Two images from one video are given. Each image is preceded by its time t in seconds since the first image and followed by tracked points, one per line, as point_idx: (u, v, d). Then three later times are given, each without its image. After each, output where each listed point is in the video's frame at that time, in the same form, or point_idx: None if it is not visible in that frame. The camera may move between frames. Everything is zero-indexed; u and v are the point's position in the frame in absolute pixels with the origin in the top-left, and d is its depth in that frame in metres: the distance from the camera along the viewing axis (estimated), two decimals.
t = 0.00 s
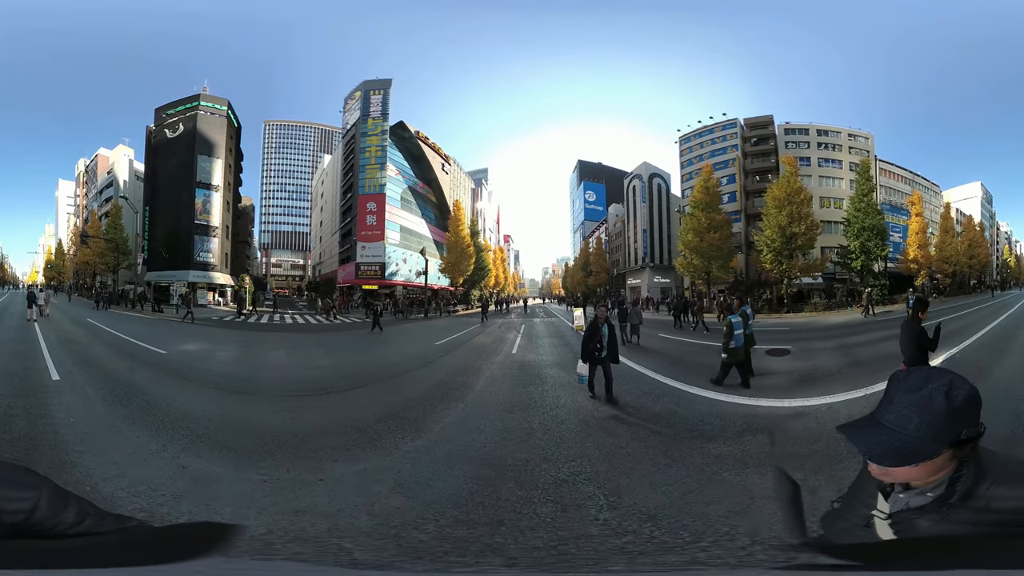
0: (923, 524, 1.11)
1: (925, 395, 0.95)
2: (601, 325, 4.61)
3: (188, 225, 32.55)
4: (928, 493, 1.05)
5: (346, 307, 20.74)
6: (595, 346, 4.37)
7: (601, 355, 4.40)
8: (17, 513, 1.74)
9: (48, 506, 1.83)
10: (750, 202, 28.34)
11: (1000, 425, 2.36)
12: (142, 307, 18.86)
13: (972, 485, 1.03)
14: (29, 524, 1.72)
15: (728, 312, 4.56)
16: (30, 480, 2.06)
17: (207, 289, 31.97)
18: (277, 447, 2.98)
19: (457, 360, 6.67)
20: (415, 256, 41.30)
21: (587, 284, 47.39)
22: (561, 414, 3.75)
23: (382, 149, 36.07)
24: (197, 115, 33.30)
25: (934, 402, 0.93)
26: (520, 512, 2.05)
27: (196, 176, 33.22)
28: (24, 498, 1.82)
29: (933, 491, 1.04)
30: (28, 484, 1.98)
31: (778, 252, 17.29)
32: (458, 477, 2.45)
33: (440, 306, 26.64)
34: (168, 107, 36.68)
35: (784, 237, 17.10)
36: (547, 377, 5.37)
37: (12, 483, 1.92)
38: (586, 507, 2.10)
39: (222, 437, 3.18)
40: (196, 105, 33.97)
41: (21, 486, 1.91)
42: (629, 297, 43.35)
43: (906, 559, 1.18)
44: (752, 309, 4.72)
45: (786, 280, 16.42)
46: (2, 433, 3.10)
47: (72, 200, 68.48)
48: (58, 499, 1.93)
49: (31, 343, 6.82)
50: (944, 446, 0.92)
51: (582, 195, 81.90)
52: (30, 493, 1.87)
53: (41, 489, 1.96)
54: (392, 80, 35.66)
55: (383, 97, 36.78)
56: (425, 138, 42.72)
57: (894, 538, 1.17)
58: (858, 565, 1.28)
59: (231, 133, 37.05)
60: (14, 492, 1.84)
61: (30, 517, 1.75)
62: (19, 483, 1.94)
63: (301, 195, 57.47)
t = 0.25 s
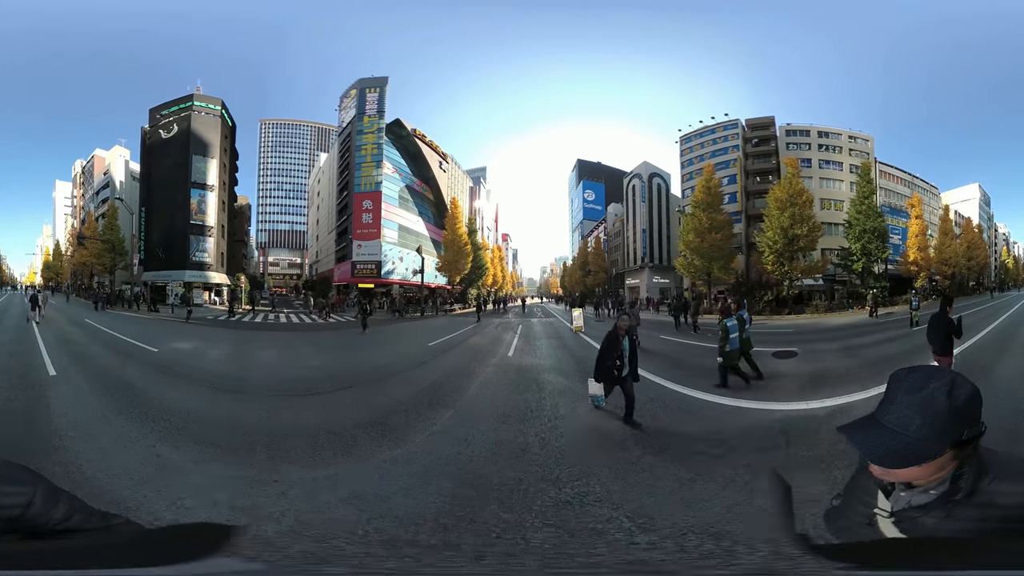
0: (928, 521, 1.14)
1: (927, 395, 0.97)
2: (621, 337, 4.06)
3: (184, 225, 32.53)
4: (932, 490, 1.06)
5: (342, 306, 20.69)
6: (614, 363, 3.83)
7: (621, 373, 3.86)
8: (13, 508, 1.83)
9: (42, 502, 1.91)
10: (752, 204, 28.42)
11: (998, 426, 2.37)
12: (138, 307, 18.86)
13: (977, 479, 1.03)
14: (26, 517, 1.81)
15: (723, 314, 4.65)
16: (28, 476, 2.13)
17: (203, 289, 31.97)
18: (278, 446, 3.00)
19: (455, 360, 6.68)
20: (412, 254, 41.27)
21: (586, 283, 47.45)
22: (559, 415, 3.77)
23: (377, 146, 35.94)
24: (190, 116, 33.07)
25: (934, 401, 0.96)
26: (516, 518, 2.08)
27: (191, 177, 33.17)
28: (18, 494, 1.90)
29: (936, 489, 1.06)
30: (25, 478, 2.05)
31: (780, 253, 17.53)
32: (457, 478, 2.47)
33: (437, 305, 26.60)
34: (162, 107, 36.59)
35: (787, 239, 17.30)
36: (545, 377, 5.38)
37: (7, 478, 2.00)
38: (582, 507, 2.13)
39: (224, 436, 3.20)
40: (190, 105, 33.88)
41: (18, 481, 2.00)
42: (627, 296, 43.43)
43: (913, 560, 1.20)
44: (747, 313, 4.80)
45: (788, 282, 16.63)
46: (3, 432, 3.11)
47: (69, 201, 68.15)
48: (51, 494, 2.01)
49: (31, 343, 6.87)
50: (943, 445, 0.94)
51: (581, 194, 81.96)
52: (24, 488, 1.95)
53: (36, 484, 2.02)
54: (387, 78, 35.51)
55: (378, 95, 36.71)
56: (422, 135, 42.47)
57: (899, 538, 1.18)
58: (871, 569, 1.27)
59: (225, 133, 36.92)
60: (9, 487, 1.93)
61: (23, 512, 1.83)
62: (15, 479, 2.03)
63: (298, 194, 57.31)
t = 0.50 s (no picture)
0: (910, 530, 1.11)
1: (934, 401, 0.96)
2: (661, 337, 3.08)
3: (180, 225, 32.54)
4: (925, 499, 1.06)
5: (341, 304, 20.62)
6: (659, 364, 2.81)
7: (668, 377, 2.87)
8: (26, 517, 1.61)
9: (57, 511, 1.70)
10: (756, 204, 28.32)
11: (993, 434, 2.33)
12: (136, 306, 18.87)
13: (976, 492, 1.03)
14: (37, 530, 1.61)
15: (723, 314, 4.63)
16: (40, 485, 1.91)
17: (199, 288, 31.97)
18: (275, 443, 2.98)
19: (454, 357, 6.67)
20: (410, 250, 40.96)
21: (586, 282, 47.35)
22: (559, 412, 3.72)
23: (376, 142, 35.75)
24: (184, 115, 33.06)
25: (942, 408, 0.94)
26: (519, 512, 2.04)
27: (187, 176, 33.17)
28: (35, 499, 1.68)
29: (930, 498, 1.06)
30: (38, 486, 1.82)
31: (785, 255, 17.44)
32: (458, 474, 2.44)
33: (436, 304, 26.46)
34: (157, 106, 36.50)
35: (792, 242, 17.07)
36: (543, 376, 5.34)
37: (21, 487, 1.76)
38: (581, 502, 2.11)
39: (222, 436, 3.16)
40: (184, 105, 33.77)
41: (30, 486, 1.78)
42: (628, 296, 43.37)
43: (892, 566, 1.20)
44: (746, 314, 4.81)
45: (792, 285, 17.07)
46: None
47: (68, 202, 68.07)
48: (67, 503, 1.80)
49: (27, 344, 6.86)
50: (947, 454, 0.94)
51: (581, 193, 81.78)
52: (40, 496, 1.72)
53: (51, 491, 1.82)
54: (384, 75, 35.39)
55: (375, 92, 36.63)
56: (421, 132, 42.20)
57: (875, 544, 1.20)
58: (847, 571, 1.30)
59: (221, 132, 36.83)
60: (22, 495, 1.67)
61: (40, 523, 1.62)
62: (29, 485, 1.81)
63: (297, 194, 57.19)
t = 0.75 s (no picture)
0: (917, 527, 1.12)
1: (928, 400, 0.97)
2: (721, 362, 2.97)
3: (176, 225, 32.64)
4: (927, 496, 1.06)
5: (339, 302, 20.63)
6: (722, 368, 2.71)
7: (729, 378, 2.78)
8: (24, 516, 1.70)
9: (56, 509, 1.78)
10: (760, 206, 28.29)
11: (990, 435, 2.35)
12: (133, 307, 18.97)
13: (975, 487, 1.03)
14: (34, 528, 1.69)
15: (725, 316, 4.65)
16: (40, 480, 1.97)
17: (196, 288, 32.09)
18: (277, 443, 3.01)
19: (452, 358, 6.69)
20: (408, 247, 40.67)
21: (586, 281, 47.34)
22: (556, 412, 3.72)
23: (372, 139, 35.87)
24: (178, 116, 33.11)
25: (936, 405, 0.95)
26: (515, 514, 2.06)
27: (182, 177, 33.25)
28: (33, 498, 1.75)
29: (932, 495, 1.06)
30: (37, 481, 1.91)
31: (788, 257, 17.38)
32: (449, 477, 2.45)
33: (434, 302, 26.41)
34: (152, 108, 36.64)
35: (795, 243, 17.23)
36: (541, 377, 5.35)
37: (18, 481, 1.82)
38: (580, 504, 2.13)
39: (219, 435, 3.18)
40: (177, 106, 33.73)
41: (31, 480, 1.86)
42: (629, 295, 43.38)
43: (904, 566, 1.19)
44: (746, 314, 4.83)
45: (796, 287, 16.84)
46: None
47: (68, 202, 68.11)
48: (67, 500, 1.88)
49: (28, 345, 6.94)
50: (945, 450, 0.94)
51: (582, 191, 81.75)
52: (37, 495, 1.78)
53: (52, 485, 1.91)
54: (379, 71, 35.31)
55: (371, 89, 36.55)
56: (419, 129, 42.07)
57: (888, 543, 1.20)
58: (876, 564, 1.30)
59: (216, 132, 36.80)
60: (19, 494, 1.74)
61: (34, 525, 1.69)
62: (27, 480, 1.86)
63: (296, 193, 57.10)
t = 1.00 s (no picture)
0: (901, 527, 1.10)
1: (914, 398, 0.99)
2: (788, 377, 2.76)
3: (172, 225, 32.54)
4: (913, 495, 1.09)
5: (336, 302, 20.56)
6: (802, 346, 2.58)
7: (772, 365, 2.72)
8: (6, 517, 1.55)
9: (40, 510, 1.64)
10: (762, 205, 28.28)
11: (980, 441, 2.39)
12: (128, 308, 18.89)
13: (958, 487, 1.04)
14: (16, 530, 1.54)
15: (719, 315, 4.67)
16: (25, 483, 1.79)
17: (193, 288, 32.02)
18: (270, 442, 3.00)
19: (446, 355, 6.68)
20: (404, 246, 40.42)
21: (585, 279, 47.30)
22: (547, 409, 3.76)
23: (366, 137, 35.82)
24: (172, 117, 32.99)
25: (919, 404, 0.97)
26: (511, 511, 2.04)
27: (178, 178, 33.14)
28: (17, 498, 1.62)
29: (917, 494, 1.08)
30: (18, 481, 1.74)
31: (790, 257, 17.52)
32: (441, 473, 2.47)
33: (432, 301, 26.33)
34: (147, 109, 36.56)
35: (798, 244, 17.21)
36: (534, 375, 5.36)
37: None
38: (574, 500, 2.12)
39: (216, 433, 3.21)
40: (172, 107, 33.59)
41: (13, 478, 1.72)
42: (629, 294, 43.36)
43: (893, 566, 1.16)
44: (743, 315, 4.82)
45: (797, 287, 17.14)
46: None
47: (64, 203, 67.87)
48: (52, 501, 1.75)
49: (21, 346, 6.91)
50: (930, 447, 0.95)
51: (581, 190, 81.75)
52: (21, 494, 1.65)
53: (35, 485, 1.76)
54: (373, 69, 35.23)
55: (365, 87, 36.50)
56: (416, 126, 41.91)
57: (875, 543, 1.17)
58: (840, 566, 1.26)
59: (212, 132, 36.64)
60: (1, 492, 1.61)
61: (15, 523, 1.55)
62: (8, 479, 1.71)
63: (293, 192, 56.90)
